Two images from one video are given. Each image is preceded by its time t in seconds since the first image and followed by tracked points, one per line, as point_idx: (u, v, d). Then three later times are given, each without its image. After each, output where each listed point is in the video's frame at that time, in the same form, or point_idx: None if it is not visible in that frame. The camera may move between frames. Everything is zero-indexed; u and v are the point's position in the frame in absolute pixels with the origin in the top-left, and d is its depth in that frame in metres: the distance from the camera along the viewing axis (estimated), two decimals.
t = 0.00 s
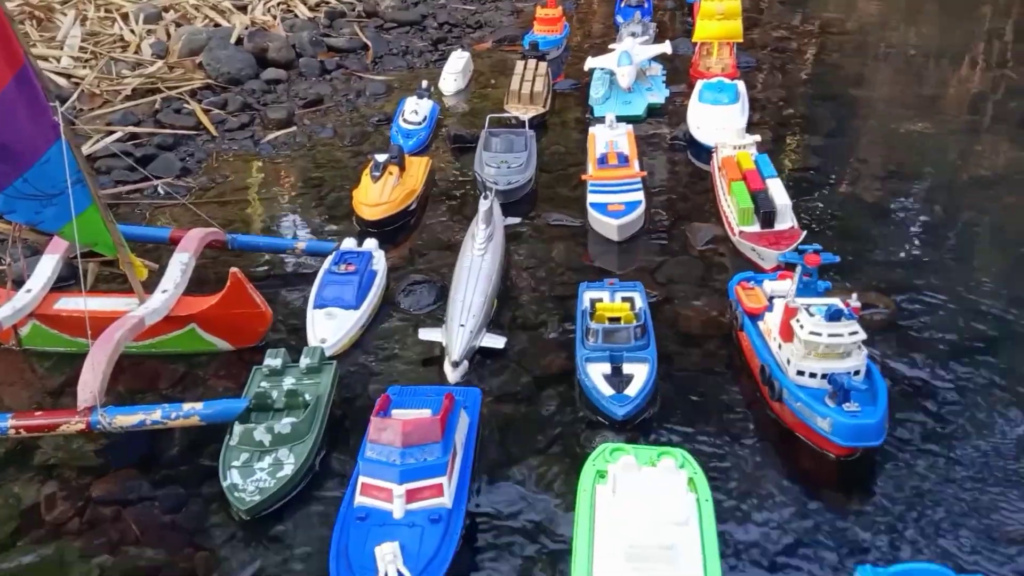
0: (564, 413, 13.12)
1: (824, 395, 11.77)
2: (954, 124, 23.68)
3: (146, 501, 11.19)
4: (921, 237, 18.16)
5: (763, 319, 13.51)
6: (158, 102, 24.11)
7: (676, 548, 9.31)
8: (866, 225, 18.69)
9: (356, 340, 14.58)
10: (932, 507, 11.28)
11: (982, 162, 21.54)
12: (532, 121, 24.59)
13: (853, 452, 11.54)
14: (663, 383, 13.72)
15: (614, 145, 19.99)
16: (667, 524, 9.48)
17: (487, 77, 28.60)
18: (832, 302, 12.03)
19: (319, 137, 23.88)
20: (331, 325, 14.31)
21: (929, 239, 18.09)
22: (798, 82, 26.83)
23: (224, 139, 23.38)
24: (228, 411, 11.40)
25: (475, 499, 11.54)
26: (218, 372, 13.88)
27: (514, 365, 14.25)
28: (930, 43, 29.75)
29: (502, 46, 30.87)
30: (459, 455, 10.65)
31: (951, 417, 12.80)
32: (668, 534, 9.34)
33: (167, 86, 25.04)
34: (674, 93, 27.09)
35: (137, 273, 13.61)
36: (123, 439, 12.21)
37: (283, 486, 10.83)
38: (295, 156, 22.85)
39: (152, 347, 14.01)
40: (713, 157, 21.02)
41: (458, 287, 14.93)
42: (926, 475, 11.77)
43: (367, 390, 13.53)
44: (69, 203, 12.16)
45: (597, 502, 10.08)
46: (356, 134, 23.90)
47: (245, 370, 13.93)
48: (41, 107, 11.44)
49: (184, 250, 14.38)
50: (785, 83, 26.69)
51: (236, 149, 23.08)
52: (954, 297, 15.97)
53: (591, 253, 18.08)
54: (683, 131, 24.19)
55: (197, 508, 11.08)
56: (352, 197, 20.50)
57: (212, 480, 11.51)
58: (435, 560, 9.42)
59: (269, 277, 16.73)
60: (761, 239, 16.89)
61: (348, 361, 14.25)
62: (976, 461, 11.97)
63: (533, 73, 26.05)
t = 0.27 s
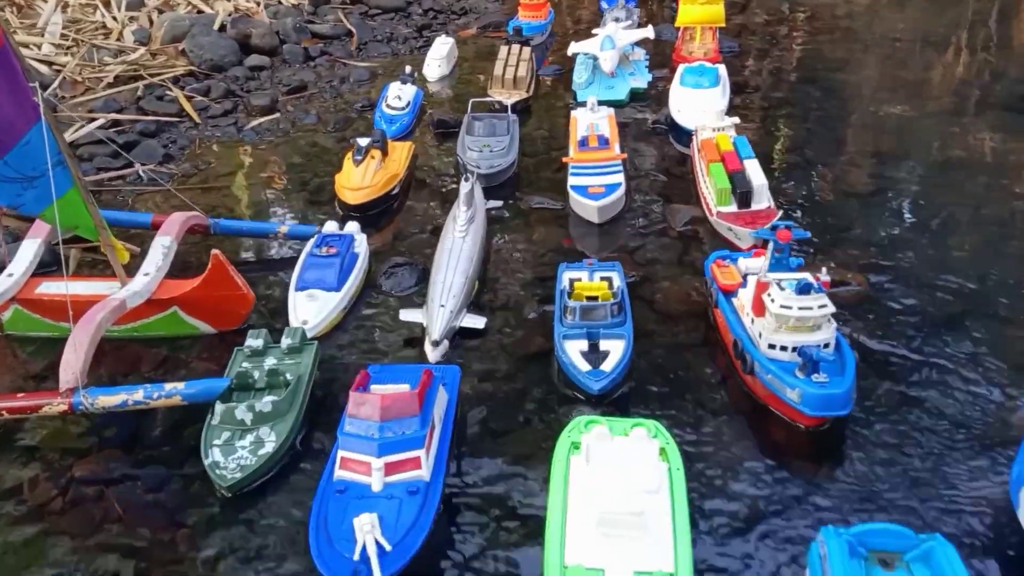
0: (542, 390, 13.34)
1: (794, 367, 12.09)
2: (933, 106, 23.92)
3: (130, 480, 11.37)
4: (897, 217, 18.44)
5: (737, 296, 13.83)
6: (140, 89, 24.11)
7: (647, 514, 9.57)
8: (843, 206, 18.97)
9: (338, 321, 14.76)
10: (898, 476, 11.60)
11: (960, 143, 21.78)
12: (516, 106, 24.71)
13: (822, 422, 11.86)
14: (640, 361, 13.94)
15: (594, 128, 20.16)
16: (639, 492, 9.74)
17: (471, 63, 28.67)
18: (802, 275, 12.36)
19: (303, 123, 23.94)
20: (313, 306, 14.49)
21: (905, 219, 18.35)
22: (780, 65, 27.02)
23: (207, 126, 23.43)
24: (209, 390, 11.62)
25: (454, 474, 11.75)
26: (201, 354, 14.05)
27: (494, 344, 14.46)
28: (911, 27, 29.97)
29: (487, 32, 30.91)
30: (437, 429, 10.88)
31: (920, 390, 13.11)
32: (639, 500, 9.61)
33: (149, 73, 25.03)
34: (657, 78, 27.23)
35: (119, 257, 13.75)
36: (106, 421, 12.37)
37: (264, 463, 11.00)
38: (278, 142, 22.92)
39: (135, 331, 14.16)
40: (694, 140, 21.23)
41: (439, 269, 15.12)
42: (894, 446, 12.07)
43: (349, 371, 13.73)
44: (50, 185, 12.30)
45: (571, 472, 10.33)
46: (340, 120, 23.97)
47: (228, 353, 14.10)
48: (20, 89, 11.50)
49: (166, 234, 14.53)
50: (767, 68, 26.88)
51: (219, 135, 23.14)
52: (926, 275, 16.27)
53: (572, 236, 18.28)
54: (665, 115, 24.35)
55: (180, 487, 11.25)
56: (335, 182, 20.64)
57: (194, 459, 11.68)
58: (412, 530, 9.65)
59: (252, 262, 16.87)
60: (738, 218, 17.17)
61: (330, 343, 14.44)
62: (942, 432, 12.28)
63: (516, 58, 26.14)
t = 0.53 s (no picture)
0: (526, 359, 13.57)
1: (768, 331, 12.44)
2: (916, 83, 24.11)
3: (119, 448, 11.55)
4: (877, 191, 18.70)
5: (715, 265, 14.16)
6: (127, 72, 24.19)
7: (623, 470, 9.88)
8: (824, 181, 19.22)
9: (325, 296, 14.97)
10: (872, 438, 11.88)
11: (941, 118, 22.00)
12: (502, 86, 24.82)
13: (796, 383, 12.23)
14: (622, 330, 14.18)
15: (579, 104, 20.31)
16: (615, 449, 10.02)
17: (458, 44, 28.74)
18: (774, 242, 12.78)
19: (290, 105, 24.04)
20: (300, 280, 14.70)
21: (886, 194, 18.61)
22: (766, 44, 27.14)
23: (194, 108, 23.53)
24: (196, 360, 11.88)
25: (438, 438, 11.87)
26: (189, 329, 14.24)
27: (478, 316, 14.67)
28: (896, 6, 30.12)
29: (474, 14, 30.96)
30: (419, 393, 11.15)
31: (894, 355, 13.41)
32: (615, 456, 9.89)
33: (136, 56, 25.10)
34: (644, 57, 27.34)
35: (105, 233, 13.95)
36: (95, 392, 12.56)
37: (251, 430, 11.12)
38: (266, 124, 23.02)
39: (123, 307, 14.35)
40: (678, 116, 21.43)
41: (424, 243, 15.33)
42: (867, 408, 12.36)
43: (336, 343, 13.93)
44: (34, 161, 12.53)
45: (550, 432, 10.61)
46: (327, 101, 24.09)
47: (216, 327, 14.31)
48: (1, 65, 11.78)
49: (153, 211, 14.73)
50: (753, 46, 27.01)
51: (207, 117, 23.24)
52: (903, 246, 16.57)
53: (558, 212, 18.48)
54: (651, 93, 24.50)
55: (168, 454, 11.36)
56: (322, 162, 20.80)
57: (182, 428, 11.82)
58: (395, 489, 9.92)
59: (240, 240, 17.06)
60: (718, 191, 17.52)
61: (317, 316, 14.65)
62: (916, 396, 12.55)
63: (503, 38, 26.23)
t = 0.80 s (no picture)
0: (506, 322, 13.80)
1: (741, 289, 12.73)
2: (896, 53, 24.28)
3: (106, 411, 11.75)
4: (854, 158, 18.94)
5: (691, 228, 14.39)
6: (109, 50, 24.20)
7: (597, 419, 10.21)
8: (802, 148, 19.43)
9: (309, 264, 15.16)
10: (842, 393, 12.21)
11: (919, 88, 22.21)
12: (485, 60, 24.88)
13: (769, 339, 12.55)
14: (601, 293, 14.43)
15: (560, 76, 20.44)
16: (590, 401, 10.34)
17: (442, 20, 28.72)
18: (748, 201, 13.04)
19: (274, 82, 24.07)
20: (283, 249, 14.88)
21: (863, 160, 18.84)
22: (748, 16, 27.21)
23: (177, 85, 23.55)
24: (180, 325, 12.08)
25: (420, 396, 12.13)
26: (174, 298, 14.42)
27: (460, 281, 14.88)
28: None
29: None
30: (400, 352, 11.42)
31: (865, 314, 13.73)
32: (589, 406, 10.20)
33: (118, 35, 25.07)
34: (627, 31, 27.41)
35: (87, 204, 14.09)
36: (82, 359, 12.75)
37: (236, 391, 11.37)
38: (249, 101, 23.06)
39: (108, 277, 14.51)
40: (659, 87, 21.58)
41: (406, 211, 15.52)
42: (838, 364, 12.70)
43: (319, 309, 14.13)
44: (15, 131, 13.09)
45: (527, 386, 10.91)
46: (310, 78, 24.14)
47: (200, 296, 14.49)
48: None
49: (135, 182, 14.84)
50: (735, 18, 27.09)
51: (190, 94, 23.27)
52: (878, 210, 16.84)
53: (540, 181, 18.60)
54: (634, 67, 24.61)
55: (154, 416, 11.61)
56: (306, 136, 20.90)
57: (168, 391, 12.04)
58: (377, 442, 10.19)
59: (224, 213, 17.20)
60: (697, 158, 17.66)
61: (301, 285, 14.84)
62: (886, 353, 12.87)
63: (486, 13, 26.26)
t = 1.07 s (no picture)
0: (489, 282, 13.98)
1: (717, 247, 12.97)
2: (877, 21, 24.38)
3: (93, 372, 11.93)
4: (832, 123, 19.13)
5: (669, 189, 14.59)
6: (90, 25, 24.14)
7: (575, 369, 10.51)
8: (782, 114, 19.62)
9: (292, 230, 15.30)
10: (815, 345, 12.52)
11: (899, 55, 22.38)
12: (468, 32, 24.87)
13: (744, 294, 12.84)
14: (581, 254, 14.65)
15: (542, 45, 20.54)
16: (567, 352, 10.64)
17: None
18: (724, 160, 13.29)
19: (256, 55, 24.01)
20: (266, 215, 15.03)
21: (841, 125, 19.04)
22: None
23: (159, 60, 23.50)
24: (165, 287, 12.23)
25: (404, 352, 12.32)
26: (159, 265, 14.55)
27: (443, 245, 15.05)
28: None
29: None
30: (383, 310, 11.65)
31: (839, 272, 14.01)
32: (566, 356, 10.48)
33: (99, 10, 24.96)
34: (610, 3, 27.40)
35: (71, 171, 14.24)
36: (68, 322, 12.90)
37: (221, 350, 11.55)
38: (232, 74, 23.03)
39: (94, 245, 14.64)
40: (640, 56, 21.68)
41: (388, 177, 15.66)
42: (812, 319, 12.99)
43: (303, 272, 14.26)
44: None
45: (506, 339, 11.18)
46: (293, 51, 24.11)
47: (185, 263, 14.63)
48: None
49: (118, 150, 14.92)
50: None
51: (172, 68, 23.22)
52: (855, 173, 17.07)
53: (522, 149, 18.69)
54: (616, 37, 24.65)
55: (141, 376, 11.80)
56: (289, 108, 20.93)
57: (154, 352, 12.23)
58: (360, 394, 10.43)
59: (208, 182, 17.30)
60: (676, 123, 17.84)
61: (285, 250, 14.99)
62: (859, 309, 13.17)
63: None
